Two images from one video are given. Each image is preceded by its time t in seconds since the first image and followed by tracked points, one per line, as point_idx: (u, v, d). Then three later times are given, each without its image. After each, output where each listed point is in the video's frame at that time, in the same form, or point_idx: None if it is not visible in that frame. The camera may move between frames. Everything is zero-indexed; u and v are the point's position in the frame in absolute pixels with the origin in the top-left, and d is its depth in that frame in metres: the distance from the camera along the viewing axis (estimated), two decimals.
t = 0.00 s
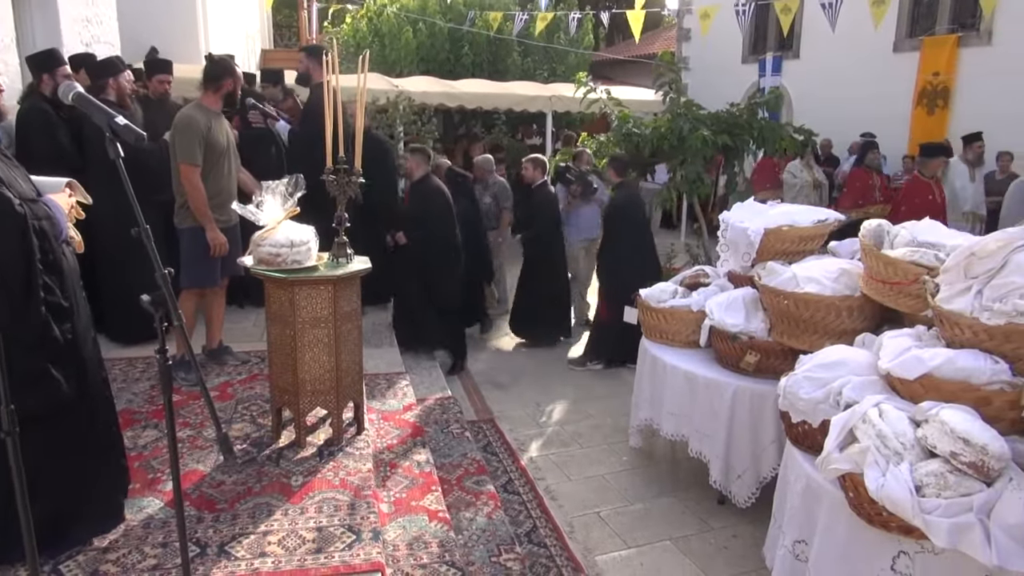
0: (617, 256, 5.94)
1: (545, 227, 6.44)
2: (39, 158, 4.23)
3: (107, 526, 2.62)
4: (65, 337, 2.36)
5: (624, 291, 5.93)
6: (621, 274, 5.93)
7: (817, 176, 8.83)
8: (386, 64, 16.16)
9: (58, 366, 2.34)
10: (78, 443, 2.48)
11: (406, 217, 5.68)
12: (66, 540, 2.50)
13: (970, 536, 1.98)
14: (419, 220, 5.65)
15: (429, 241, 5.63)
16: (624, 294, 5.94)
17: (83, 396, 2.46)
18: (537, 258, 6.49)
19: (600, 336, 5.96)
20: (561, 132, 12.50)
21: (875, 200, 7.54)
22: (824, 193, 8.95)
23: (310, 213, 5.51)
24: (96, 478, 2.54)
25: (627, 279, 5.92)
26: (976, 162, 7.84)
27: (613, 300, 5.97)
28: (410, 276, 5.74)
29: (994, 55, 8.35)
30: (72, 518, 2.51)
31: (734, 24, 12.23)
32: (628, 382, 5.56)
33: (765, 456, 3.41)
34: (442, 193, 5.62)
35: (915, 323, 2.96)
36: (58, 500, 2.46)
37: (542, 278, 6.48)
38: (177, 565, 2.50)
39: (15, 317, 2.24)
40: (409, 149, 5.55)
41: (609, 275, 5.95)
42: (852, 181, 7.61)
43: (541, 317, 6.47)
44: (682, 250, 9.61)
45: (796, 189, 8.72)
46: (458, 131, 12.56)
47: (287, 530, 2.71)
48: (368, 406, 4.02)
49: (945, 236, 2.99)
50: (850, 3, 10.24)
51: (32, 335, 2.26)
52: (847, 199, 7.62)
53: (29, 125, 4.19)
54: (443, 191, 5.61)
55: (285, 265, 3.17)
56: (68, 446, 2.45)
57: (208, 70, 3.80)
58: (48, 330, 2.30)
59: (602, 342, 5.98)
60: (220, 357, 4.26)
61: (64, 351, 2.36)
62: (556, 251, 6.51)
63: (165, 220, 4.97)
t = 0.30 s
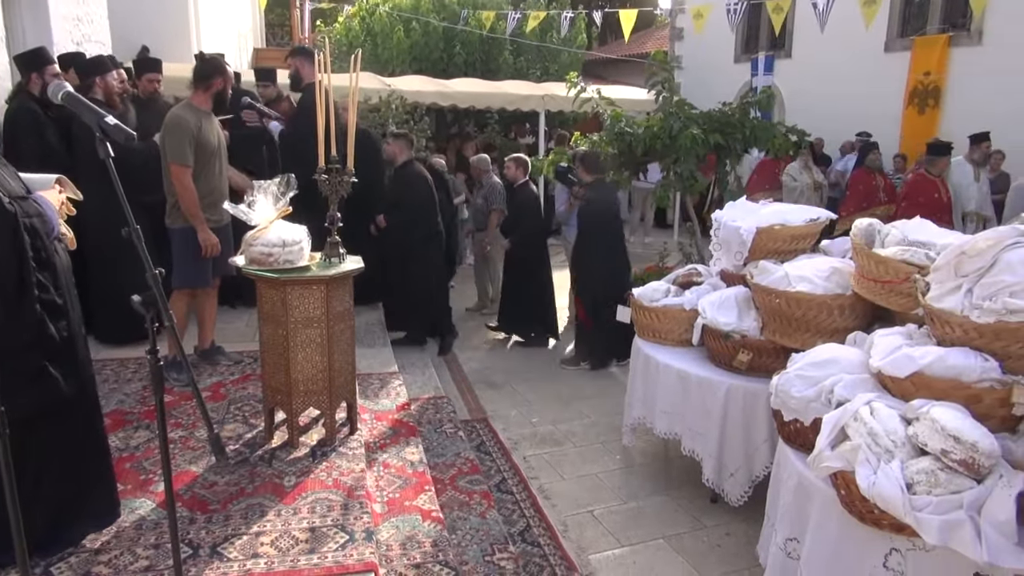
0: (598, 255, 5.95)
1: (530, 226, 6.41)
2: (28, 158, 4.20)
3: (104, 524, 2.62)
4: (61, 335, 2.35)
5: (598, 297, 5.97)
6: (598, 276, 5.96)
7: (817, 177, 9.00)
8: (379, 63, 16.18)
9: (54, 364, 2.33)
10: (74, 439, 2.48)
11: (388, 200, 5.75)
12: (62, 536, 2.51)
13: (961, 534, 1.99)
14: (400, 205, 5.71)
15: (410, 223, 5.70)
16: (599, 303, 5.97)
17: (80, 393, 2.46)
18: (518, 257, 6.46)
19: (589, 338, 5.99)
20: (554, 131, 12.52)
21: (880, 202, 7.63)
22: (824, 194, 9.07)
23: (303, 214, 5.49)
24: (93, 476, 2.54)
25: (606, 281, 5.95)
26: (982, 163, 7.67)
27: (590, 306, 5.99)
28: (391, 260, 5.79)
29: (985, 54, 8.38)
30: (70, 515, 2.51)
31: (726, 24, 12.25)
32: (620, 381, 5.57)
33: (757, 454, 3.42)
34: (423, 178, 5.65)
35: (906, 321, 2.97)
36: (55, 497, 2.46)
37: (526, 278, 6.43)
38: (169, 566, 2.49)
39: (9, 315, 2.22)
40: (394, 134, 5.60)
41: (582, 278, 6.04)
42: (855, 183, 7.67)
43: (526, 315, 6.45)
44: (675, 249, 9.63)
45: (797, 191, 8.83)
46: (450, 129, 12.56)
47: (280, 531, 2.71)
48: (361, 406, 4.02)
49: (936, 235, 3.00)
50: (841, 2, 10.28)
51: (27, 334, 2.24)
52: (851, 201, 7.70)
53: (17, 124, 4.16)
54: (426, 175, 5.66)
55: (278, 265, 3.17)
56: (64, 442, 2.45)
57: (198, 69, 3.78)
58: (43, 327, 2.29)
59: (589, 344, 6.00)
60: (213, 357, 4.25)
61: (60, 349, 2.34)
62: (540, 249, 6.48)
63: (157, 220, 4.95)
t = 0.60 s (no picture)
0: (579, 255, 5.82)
1: (512, 220, 6.41)
2: (17, 156, 4.18)
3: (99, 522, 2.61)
4: (54, 331, 2.33)
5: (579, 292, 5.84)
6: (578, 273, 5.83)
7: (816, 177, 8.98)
8: (372, 62, 16.23)
9: (50, 363, 2.32)
10: (70, 437, 2.46)
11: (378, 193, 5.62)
12: (60, 534, 2.51)
13: (951, 532, 2.00)
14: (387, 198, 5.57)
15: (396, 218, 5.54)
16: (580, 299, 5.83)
17: (74, 390, 2.44)
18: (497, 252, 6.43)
19: (575, 336, 5.84)
20: (547, 130, 12.54)
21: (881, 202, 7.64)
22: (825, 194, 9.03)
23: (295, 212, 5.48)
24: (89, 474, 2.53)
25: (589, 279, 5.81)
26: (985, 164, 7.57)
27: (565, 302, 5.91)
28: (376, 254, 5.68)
29: (976, 55, 8.43)
30: (67, 513, 2.51)
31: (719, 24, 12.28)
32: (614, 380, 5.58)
33: (750, 454, 3.42)
34: (413, 172, 5.54)
35: (897, 321, 2.98)
36: (52, 496, 2.45)
37: (511, 272, 6.37)
38: (160, 566, 2.48)
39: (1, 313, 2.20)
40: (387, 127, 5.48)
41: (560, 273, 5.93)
42: (857, 183, 7.63)
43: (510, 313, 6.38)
44: (668, 249, 9.66)
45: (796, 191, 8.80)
46: (444, 128, 12.57)
47: (272, 530, 2.70)
48: (354, 406, 4.01)
49: (927, 235, 3.01)
50: (834, 3, 10.32)
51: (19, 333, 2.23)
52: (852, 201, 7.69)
53: (6, 122, 4.15)
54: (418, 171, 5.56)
55: (270, 264, 3.15)
56: (59, 440, 2.44)
57: (189, 67, 3.76)
58: (37, 325, 2.27)
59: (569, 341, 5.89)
60: (205, 357, 4.23)
61: (55, 346, 2.33)
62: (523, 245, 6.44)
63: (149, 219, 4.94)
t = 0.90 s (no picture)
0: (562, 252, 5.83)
1: (491, 213, 6.43)
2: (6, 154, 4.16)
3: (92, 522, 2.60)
4: (40, 332, 2.30)
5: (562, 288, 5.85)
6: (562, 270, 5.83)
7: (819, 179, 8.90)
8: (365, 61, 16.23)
9: (35, 365, 2.29)
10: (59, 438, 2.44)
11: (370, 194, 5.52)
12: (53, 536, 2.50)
13: (940, 530, 2.01)
14: (380, 200, 5.48)
15: (393, 219, 5.49)
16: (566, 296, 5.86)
17: (61, 391, 2.42)
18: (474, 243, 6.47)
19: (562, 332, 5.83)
20: (539, 129, 12.55)
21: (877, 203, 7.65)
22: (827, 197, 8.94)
23: (288, 210, 5.48)
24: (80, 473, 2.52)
25: (574, 276, 5.84)
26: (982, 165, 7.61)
27: (552, 296, 5.91)
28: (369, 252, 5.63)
29: (966, 55, 8.48)
30: (60, 513, 2.50)
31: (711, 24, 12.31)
32: (606, 379, 5.58)
33: (741, 452, 3.43)
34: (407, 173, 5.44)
35: (887, 319, 3.00)
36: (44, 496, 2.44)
37: (490, 267, 6.40)
38: (151, 566, 2.47)
39: None
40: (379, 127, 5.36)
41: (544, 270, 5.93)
42: (855, 183, 7.70)
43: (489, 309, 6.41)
44: (660, 248, 9.68)
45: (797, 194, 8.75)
46: (436, 127, 12.56)
47: (263, 530, 2.69)
48: (345, 405, 4.00)
49: (916, 234, 3.03)
50: (824, 3, 10.36)
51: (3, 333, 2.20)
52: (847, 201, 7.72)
53: None
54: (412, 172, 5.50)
55: (261, 263, 3.14)
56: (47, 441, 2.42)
57: (177, 65, 3.74)
58: (22, 325, 2.25)
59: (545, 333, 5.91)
60: (195, 356, 4.22)
61: (40, 347, 2.30)
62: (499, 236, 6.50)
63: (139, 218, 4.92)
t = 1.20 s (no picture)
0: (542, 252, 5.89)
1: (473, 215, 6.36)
2: None
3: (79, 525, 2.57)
4: (23, 335, 2.30)
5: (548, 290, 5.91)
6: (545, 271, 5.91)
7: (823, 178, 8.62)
8: (356, 59, 16.21)
9: (16, 369, 2.31)
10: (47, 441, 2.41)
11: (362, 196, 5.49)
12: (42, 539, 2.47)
13: (929, 526, 2.03)
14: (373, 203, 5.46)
15: (382, 220, 5.46)
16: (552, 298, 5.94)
17: (46, 395, 2.39)
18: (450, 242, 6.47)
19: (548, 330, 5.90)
20: (531, 128, 12.56)
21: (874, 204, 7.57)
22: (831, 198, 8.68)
23: (280, 208, 5.45)
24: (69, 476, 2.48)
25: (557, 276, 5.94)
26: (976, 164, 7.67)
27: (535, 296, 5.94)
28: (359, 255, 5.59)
29: (955, 54, 8.53)
30: (47, 517, 2.46)
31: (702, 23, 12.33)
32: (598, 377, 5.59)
33: (732, 449, 3.45)
34: (402, 177, 5.46)
35: (878, 317, 3.01)
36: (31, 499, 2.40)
37: (469, 266, 6.40)
38: (142, 566, 2.46)
39: None
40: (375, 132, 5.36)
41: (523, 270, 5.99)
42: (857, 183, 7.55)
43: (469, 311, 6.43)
44: (652, 247, 9.70)
45: (800, 192, 8.45)
46: (429, 126, 12.55)
47: (254, 530, 2.69)
48: (337, 404, 4.00)
49: (906, 233, 3.04)
50: (815, 2, 10.40)
51: None
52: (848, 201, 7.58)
53: None
54: (407, 176, 5.51)
55: (252, 262, 3.13)
56: (35, 444, 2.38)
57: (166, 63, 3.72)
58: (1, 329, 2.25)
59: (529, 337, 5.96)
60: (187, 355, 4.20)
61: (21, 351, 2.30)
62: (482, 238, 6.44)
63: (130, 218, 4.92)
